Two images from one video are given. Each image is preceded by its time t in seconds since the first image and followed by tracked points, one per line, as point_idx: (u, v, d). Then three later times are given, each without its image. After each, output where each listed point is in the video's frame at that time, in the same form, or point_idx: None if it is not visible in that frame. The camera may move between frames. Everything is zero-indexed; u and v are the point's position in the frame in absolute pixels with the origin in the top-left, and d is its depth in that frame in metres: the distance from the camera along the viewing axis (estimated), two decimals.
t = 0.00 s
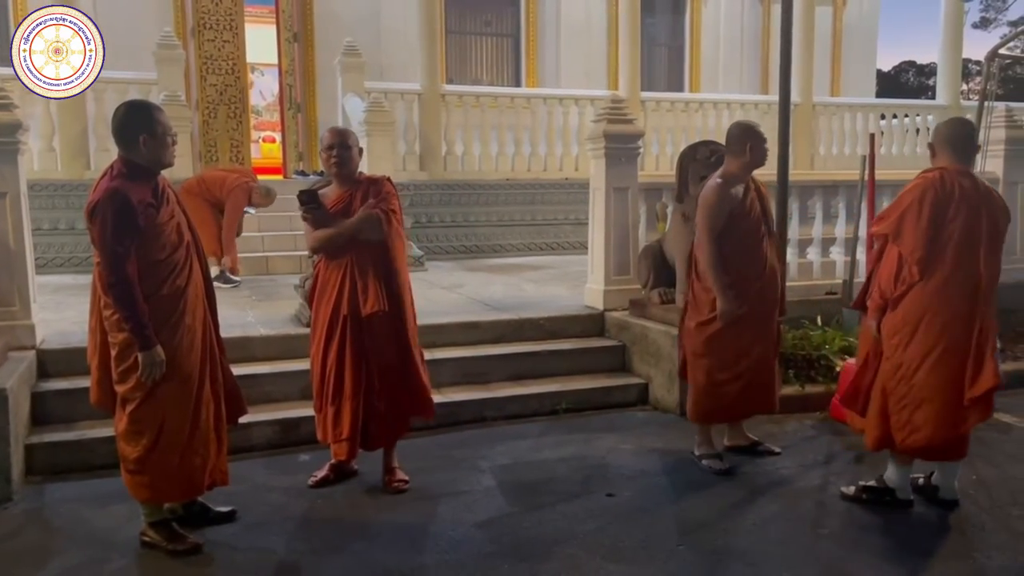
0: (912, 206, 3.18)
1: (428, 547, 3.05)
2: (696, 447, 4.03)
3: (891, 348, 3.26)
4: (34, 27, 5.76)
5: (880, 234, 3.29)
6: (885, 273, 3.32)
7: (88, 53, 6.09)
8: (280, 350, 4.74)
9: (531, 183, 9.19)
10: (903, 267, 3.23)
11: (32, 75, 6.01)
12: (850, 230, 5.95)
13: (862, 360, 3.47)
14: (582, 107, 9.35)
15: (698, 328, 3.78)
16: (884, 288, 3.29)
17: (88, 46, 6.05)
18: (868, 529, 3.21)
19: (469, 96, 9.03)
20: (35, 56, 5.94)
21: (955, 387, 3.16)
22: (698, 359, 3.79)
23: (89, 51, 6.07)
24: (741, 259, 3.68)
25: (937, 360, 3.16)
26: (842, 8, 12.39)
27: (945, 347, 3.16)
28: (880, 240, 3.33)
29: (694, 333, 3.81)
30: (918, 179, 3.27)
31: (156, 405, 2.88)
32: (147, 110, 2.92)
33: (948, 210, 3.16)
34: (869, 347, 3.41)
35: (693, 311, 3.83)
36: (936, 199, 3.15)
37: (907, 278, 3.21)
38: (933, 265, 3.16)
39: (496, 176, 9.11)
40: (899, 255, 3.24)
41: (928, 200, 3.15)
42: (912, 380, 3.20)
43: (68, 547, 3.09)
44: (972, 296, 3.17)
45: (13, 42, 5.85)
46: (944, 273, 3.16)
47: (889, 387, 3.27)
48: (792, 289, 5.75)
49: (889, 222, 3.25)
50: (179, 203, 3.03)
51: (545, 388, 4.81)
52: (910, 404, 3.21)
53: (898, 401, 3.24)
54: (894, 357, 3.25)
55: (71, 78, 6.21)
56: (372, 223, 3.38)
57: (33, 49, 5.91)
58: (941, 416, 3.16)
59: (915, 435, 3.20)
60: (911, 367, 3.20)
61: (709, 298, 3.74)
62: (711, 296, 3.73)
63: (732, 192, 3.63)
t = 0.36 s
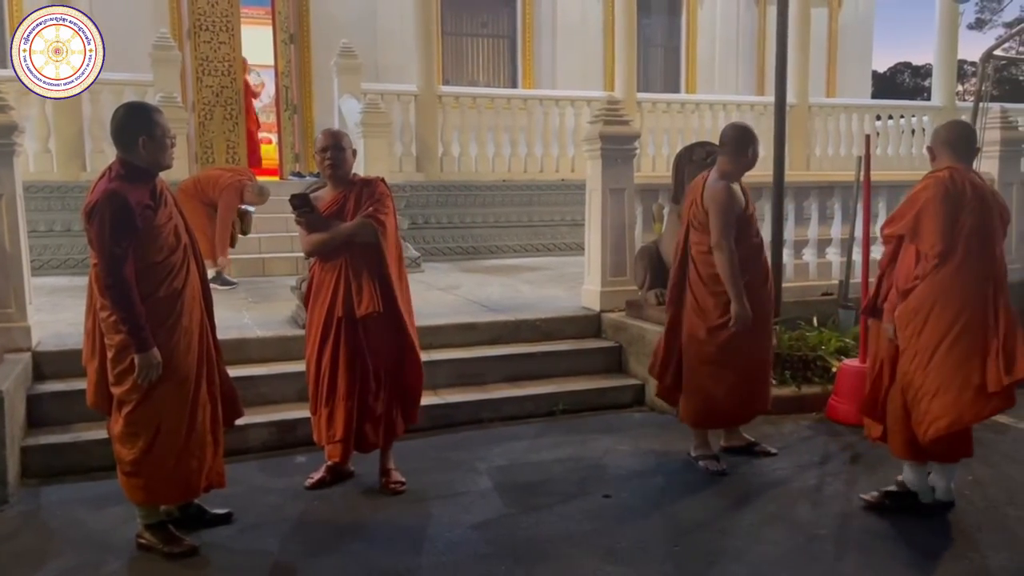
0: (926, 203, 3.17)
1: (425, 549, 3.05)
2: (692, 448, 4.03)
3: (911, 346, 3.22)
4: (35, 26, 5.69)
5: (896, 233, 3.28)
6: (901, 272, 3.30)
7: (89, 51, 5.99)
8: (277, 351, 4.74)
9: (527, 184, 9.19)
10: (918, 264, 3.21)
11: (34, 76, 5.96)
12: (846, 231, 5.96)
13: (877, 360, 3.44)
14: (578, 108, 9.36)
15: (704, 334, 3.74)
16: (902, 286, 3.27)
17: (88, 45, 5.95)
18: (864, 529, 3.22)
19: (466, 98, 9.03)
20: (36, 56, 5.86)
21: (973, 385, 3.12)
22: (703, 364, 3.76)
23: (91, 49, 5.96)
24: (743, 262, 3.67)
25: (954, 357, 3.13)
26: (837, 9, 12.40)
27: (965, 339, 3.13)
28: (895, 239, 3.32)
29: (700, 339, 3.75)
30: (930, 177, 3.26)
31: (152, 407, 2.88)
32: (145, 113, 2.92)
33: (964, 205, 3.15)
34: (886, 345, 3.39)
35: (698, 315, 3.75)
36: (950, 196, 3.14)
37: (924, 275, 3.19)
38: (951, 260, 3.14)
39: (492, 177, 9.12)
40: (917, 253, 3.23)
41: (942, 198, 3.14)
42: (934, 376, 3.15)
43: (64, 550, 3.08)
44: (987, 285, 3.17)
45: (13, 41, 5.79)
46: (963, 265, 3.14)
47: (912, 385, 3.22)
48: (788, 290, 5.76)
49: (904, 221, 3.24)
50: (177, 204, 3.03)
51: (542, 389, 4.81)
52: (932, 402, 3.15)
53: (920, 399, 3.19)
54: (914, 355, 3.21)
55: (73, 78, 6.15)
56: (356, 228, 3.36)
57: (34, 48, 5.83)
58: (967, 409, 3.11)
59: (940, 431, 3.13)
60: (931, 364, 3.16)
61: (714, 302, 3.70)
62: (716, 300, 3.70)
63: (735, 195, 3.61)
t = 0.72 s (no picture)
0: (929, 209, 3.16)
1: (420, 550, 3.05)
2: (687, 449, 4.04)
3: (913, 354, 3.22)
4: (35, 27, 5.73)
5: (898, 241, 3.26)
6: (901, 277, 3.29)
7: (90, 52, 5.95)
8: (271, 352, 4.73)
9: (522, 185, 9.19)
10: (921, 272, 3.20)
11: (34, 76, 5.96)
12: (840, 232, 5.97)
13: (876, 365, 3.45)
14: (573, 109, 9.37)
15: (706, 333, 3.74)
16: (903, 293, 3.26)
17: (89, 45, 5.91)
18: (858, 529, 3.22)
19: (461, 99, 9.03)
20: (36, 56, 5.86)
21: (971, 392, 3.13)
22: (704, 364, 3.76)
23: (92, 49, 5.92)
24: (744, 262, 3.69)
25: (955, 364, 3.13)
26: (831, 10, 12.44)
27: (965, 352, 3.14)
28: (896, 246, 3.30)
29: (703, 339, 3.75)
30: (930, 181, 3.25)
31: (144, 409, 2.87)
32: (145, 114, 2.91)
33: (966, 214, 3.14)
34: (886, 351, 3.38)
35: (699, 316, 3.75)
36: (952, 202, 3.13)
37: (927, 284, 3.17)
38: (954, 270, 3.14)
39: (487, 178, 9.13)
40: (920, 260, 3.21)
41: (945, 204, 3.13)
42: (936, 386, 3.16)
43: (56, 552, 3.07)
44: (987, 299, 3.18)
45: (13, 41, 5.83)
46: (965, 277, 3.14)
47: (913, 393, 3.23)
48: (782, 291, 5.77)
49: (907, 227, 3.22)
50: (172, 206, 3.03)
51: (537, 390, 4.81)
52: (933, 411, 3.16)
53: (921, 406, 3.20)
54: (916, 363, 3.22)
55: (72, 78, 6.05)
56: (353, 230, 3.37)
57: (34, 48, 5.85)
58: (966, 422, 3.12)
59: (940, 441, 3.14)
60: (933, 371, 3.17)
61: (716, 302, 3.70)
62: (718, 300, 3.70)
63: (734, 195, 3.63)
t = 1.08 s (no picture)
0: (938, 219, 3.10)
1: (414, 551, 3.05)
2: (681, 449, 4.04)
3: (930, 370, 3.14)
4: (34, 27, 5.69)
5: (908, 252, 3.17)
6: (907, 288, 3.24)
7: (89, 52, 5.90)
8: (264, 353, 4.73)
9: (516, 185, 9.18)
10: (933, 284, 3.14)
11: (32, 76, 5.96)
12: (833, 232, 5.99)
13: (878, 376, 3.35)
14: (567, 109, 9.38)
15: (700, 333, 3.74)
16: (915, 305, 3.18)
17: (89, 46, 5.87)
18: (851, 529, 3.23)
19: (455, 99, 9.03)
20: (35, 56, 5.84)
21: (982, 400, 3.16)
22: (698, 364, 3.76)
23: (91, 50, 5.88)
24: (739, 262, 3.69)
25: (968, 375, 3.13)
26: (825, 11, 12.47)
27: (974, 360, 3.13)
28: (903, 256, 3.21)
29: (697, 339, 3.75)
30: (930, 186, 3.20)
31: (145, 409, 2.87)
32: (143, 115, 2.90)
33: (972, 220, 3.12)
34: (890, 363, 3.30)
35: (694, 316, 3.76)
36: (959, 209, 3.10)
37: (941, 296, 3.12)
38: (964, 281, 3.10)
39: (481, 179, 9.13)
40: (931, 271, 3.14)
41: (953, 212, 3.09)
42: (951, 399, 3.13)
43: (49, 554, 3.06)
44: (989, 304, 3.18)
45: (13, 41, 5.80)
46: (972, 285, 3.13)
47: (926, 408, 3.17)
48: (776, 291, 5.78)
49: (916, 238, 3.14)
50: (172, 207, 3.02)
51: (531, 391, 4.82)
52: (949, 425, 3.12)
53: (936, 421, 3.14)
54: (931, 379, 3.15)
55: (72, 78, 6.05)
56: (350, 232, 3.36)
57: (34, 48, 5.82)
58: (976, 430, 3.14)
59: (955, 455, 3.13)
60: (949, 385, 3.13)
61: (710, 302, 3.70)
62: (713, 300, 3.70)
63: (729, 195, 3.63)
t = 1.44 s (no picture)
0: (943, 223, 3.08)
1: (407, 551, 3.05)
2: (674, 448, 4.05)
3: (959, 381, 3.09)
4: (34, 27, 5.42)
5: (912, 256, 3.14)
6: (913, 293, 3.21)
7: (89, 52, 5.60)
8: (257, 354, 4.72)
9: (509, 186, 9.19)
10: (943, 290, 3.11)
11: (32, 77, 5.66)
12: (826, 232, 6.00)
13: (890, 384, 3.32)
14: (561, 110, 9.40)
15: (692, 333, 3.75)
16: (921, 310, 3.15)
17: (89, 46, 5.57)
18: (843, 528, 3.25)
19: (449, 100, 9.04)
20: (35, 57, 5.57)
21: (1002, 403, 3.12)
22: (691, 364, 3.76)
23: (91, 50, 5.58)
24: (731, 262, 3.71)
25: (986, 379, 3.09)
26: (818, 12, 12.51)
27: (989, 363, 3.11)
28: (906, 260, 3.20)
29: (689, 338, 3.76)
30: (930, 190, 3.17)
31: (151, 407, 2.86)
32: (137, 114, 2.90)
33: (975, 223, 3.09)
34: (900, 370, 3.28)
35: (686, 315, 3.76)
36: (962, 212, 3.08)
37: (953, 302, 3.10)
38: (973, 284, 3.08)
39: (476, 179, 9.13)
40: (937, 276, 3.11)
41: (956, 216, 3.07)
42: (982, 409, 3.08)
43: (41, 555, 3.06)
44: (1002, 308, 3.16)
45: (13, 41, 5.52)
46: (985, 290, 3.12)
47: (959, 421, 3.10)
48: (769, 291, 5.79)
49: (921, 243, 3.11)
50: (169, 206, 3.02)
51: (525, 391, 4.82)
52: (984, 436, 3.07)
53: (970, 434, 3.08)
54: (961, 391, 3.09)
55: (73, 78, 5.70)
56: (343, 233, 3.35)
57: (34, 49, 5.53)
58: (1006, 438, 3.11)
59: (992, 466, 3.08)
60: (968, 391, 3.09)
61: (703, 302, 3.71)
62: (705, 299, 3.71)
63: (721, 196, 3.65)
